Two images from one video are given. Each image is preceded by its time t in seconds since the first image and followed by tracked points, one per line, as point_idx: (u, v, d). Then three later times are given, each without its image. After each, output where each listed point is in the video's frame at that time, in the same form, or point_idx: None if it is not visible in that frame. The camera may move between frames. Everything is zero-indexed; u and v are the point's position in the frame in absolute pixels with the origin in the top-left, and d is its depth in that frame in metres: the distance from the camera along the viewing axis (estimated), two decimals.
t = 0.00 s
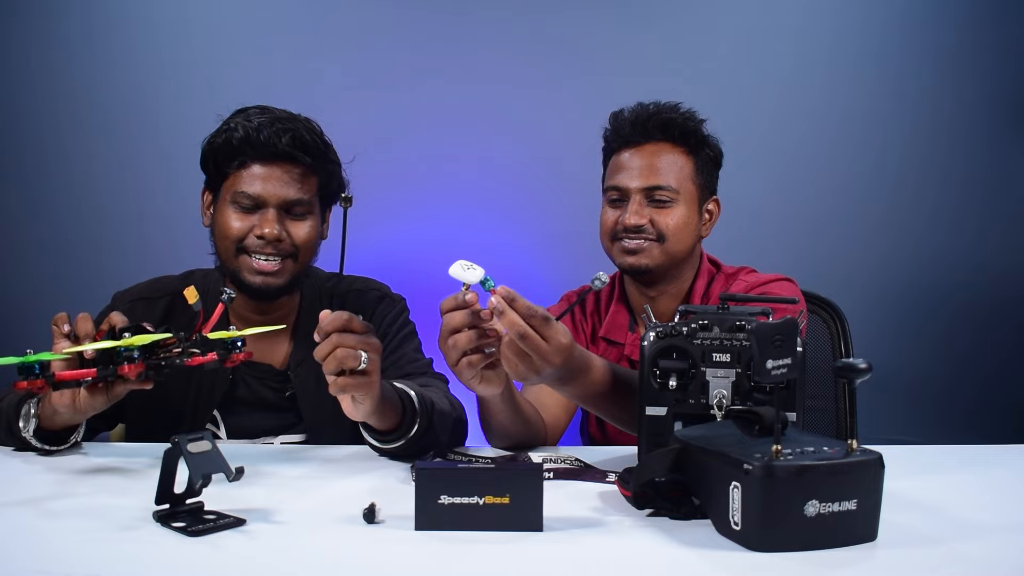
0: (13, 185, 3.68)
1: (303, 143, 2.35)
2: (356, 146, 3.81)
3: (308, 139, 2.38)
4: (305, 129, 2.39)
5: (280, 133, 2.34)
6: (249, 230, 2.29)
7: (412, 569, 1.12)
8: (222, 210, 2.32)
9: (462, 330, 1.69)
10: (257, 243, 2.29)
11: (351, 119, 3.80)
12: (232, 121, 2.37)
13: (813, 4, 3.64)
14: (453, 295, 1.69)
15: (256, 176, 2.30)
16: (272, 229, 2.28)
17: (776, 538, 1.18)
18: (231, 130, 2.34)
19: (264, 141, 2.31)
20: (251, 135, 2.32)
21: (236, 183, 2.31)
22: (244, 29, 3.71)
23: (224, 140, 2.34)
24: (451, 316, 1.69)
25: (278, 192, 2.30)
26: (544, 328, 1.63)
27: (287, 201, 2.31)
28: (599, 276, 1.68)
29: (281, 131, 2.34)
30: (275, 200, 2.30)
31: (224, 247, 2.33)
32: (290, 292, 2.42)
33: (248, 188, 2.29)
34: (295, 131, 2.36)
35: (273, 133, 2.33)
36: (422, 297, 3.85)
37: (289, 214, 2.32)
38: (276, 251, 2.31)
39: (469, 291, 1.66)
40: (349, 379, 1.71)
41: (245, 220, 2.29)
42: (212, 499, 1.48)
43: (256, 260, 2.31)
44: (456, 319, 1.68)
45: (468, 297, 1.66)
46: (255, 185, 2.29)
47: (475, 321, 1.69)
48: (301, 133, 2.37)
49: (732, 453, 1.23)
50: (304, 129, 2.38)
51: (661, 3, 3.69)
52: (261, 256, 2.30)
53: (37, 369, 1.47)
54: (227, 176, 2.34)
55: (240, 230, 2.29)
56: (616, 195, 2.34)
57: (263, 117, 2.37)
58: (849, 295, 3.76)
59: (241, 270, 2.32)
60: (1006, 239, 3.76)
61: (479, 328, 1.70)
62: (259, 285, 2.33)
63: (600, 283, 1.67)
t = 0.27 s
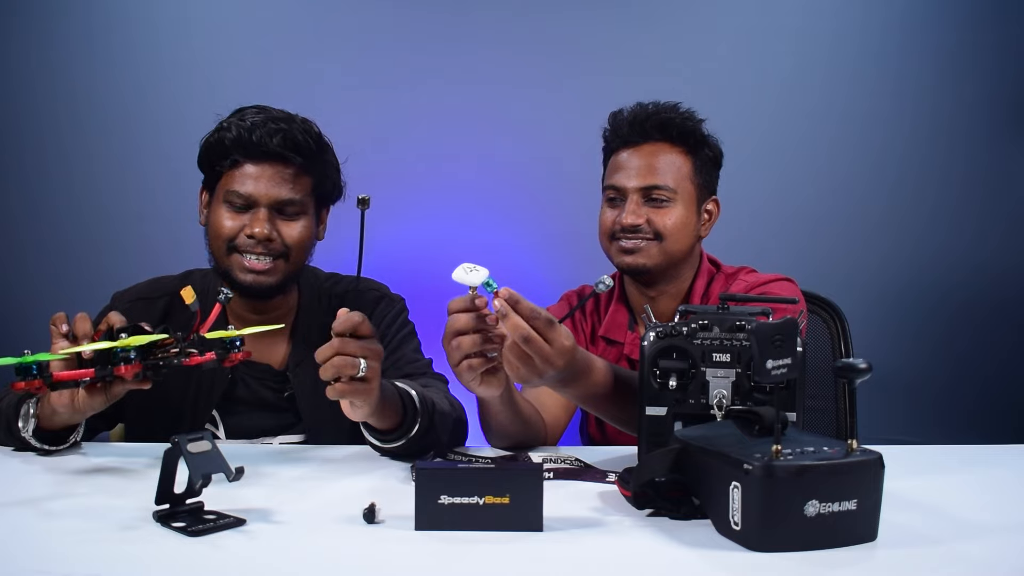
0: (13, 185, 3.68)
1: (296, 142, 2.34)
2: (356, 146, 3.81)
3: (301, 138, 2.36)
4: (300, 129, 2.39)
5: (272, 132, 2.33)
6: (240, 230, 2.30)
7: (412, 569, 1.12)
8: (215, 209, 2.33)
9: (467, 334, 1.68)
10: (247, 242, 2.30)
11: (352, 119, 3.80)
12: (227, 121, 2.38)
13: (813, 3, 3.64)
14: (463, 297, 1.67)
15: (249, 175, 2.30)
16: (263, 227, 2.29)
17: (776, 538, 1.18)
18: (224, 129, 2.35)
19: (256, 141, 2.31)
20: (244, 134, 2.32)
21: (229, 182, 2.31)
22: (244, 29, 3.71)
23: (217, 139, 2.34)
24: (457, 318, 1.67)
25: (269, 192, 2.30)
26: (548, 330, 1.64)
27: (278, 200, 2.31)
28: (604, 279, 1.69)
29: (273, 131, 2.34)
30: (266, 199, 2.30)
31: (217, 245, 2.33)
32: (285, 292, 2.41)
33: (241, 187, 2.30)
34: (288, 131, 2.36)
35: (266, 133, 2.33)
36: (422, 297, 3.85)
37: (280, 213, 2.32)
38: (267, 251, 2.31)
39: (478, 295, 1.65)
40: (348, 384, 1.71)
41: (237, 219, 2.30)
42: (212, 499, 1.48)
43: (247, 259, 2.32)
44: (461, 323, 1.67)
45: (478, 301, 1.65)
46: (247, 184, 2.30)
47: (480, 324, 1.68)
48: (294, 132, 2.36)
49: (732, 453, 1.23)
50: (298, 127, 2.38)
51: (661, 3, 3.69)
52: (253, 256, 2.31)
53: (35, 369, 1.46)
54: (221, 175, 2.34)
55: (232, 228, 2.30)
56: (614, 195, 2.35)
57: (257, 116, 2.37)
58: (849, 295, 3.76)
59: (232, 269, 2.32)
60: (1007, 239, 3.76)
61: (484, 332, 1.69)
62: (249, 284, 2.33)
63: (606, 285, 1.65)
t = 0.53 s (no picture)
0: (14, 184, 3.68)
1: (291, 133, 2.35)
2: (356, 146, 3.82)
3: (296, 128, 2.37)
4: (295, 121, 2.39)
5: (268, 124, 2.34)
6: (240, 222, 2.30)
7: (412, 569, 1.12)
8: (214, 203, 2.33)
9: (466, 334, 1.69)
10: (248, 234, 2.29)
11: (352, 119, 3.81)
12: (222, 116, 2.38)
13: (813, 3, 3.64)
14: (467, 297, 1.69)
15: (246, 167, 2.31)
16: (262, 217, 2.29)
17: (776, 538, 1.18)
18: (220, 124, 2.35)
19: (252, 133, 2.31)
20: (240, 127, 2.33)
21: (227, 176, 2.32)
22: (244, 29, 3.71)
23: (214, 134, 2.35)
24: (460, 317, 1.68)
25: (267, 183, 2.31)
26: (548, 330, 1.64)
27: (276, 191, 2.31)
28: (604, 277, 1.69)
29: (269, 122, 2.34)
30: (264, 190, 2.30)
31: (217, 239, 2.33)
32: (286, 284, 2.41)
33: (238, 180, 2.30)
34: (284, 122, 2.36)
35: (261, 125, 2.34)
36: (421, 297, 3.85)
37: (279, 204, 2.32)
38: (267, 241, 2.31)
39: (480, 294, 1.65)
40: (352, 408, 1.65)
41: (236, 211, 2.30)
42: (212, 498, 1.48)
43: (248, 251, 2.32)
44: (462, 322, 1.68)
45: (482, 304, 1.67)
46: (245, 176, 2.30)
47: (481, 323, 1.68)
48: (289, 123, 2.37)
49: (732, 453, 1.23)
50: (293, 119, 2.39)
51: (661, 3, 3.69)
52: (253, 248, 2.30)
53: (41, 370, 1.47)
54: (218, 170, 2.35)
55: (231, 221, 2.30)
56: (613, 195, 2.35)
57: (252, 110, 2.38)
58: (849, 295, 3.76)
59: (234, 262, 2.32)
60: (1007, 239, 3.75)
61: (486, 332, 1.69)
62: (252, 276, 2.32)
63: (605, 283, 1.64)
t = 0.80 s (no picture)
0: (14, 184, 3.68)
1: (289, 131, 2.36)
2: (356, 146, 3.82)
3: (294, 127, 2.38)
4: (292, 120, 2.41)
5: (266, 124, 2.35)
6: (241, 222, 2.29)
7: (412, 569, 1.12)
8: (215, 206, 2.33)
9: (465, 333, 1.70)
10: (250, 234, 2.28)
11: (352, 119, 3.81)
12: (219, 119, 2.39)
13: (813, 3, 3.64)
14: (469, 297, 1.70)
15: (245, 167, 2.31)
16: (263, 216, 2.28)
17: (776, 538, 1.18)
18: (218, 127, 2.36)
19: (250, 132, 2.33)
20: (238, 128, 2.34)
21: (226, 177, 2.32)
22: (244, 29, 3.71)
23: (212, 137, 2.35)
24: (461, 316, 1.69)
25: (267, 181, 2.31)
26: (547, 341, 1.61)
27: (276, 189, 2.31)
28: (600, 287, 1.54)
29: (265, 122, 2.35)
30: (264, 189, 2.30)
31: (220, 242, 2.32)
32: (289, 283, 2.40)
33: (237, 180, 2.30)
34: (280, 121, 2.38)
35: (259, 125, 2.35)
36: (421, 297, 3.85)
37: (279, 203, 2.32)
38: (269, 241, 2.30)
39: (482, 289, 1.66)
40: (341, 360, 1.73)
41: (237, 212, 2.30)
42: (212, 498, 1.48)
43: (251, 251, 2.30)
44: (462, 321, 1.69)
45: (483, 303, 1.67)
46: (244, 176, 2.30)
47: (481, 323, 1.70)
48: (286, 122, 2.38)
49: (732, 453, 1.23)
50: (289, 119, 2.40)
51: (660, 3, 3.69)
52: (255, 247, 2.29)
53: (40, 367, 1.48)
54: (217, 172, 2.35)
55: (233, 222, 2.29)
56: (611, 196, 2.34)
57: (249, 112, 2.39)
58: (849, 295, 3.76)
59: (238, 263, 2.31)
60: (1007, 239, 3.75)
61: (486, 333, 1.71)
62: (258, 276, 2.31)
63: (603, 295, 1.52)
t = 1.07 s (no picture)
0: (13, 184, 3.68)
1: (295, 133, 2.36)
2: (356, 146, 3.82)
3: (299, 129, 2.38)
4: (298, 122, 2.41)
5: (272, 126, 2.34)
6: (245, 224, 2.30)
7: (412, 569, 1.12)
8: (218, 207, 2.33)
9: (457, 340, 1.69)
10: (253, 236, 2.29)
11: (352, 119, 3.80)
12: (224, 119, 2.39)
13: (813, 3, 3.64)
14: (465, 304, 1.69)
15: (250, 169, 2.31)
16: (267, 219, 2.28)
17: (776, 538, 1.18)
18: (223, 127, 2.36)
19: (255, 134, 2.32)
20: (243, 129, 2.33)
21: (230, 178, 2.32)
22: (244, 28, 3.71)
23: (217, 137, 2.35)
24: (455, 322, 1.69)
25: (271, 184, 2.31)
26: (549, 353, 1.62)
27: (280, 192, 2.31)
28: (601, 299, 1.44)
29: (271, 123, 2.35)
30: (269, 191, 2.30)
31: (222, 243, 2.32)
32: (290, 285, 2.40)
33: (242, 181, 2.30)
34: (286, 123, 2.37)
35: (264, 127, 2.34)
36: (421, 297, 3.85)
37: (283, 205, 2.32)
38: (272, 243, 2.30)
39: (475, 297, 1.64)
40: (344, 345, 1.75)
41: (241, 214, 2.30)
42: (212, 498, 1.48)
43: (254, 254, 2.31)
44: (456, 329, 1.68)
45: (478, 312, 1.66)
46: (248, 178, 2.31)
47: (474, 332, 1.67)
48: (291, 124, 2.38)
49: (732, 453, 1.22)
50: (295, 120, 2.40)
51: (660, 3, 3.69)
52: (258, 248, 2.29)
53: (40, 366, 1.48)
54: (221, 173, 2.35)
55: (236, 224, 2.30)
56: (610, 197, 2.34)
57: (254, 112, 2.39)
58: (849, 295, 3.76)
59: (240, 265, 2.31)
60: (1007, 239, 3.75)
61: (479, 342, 1.68)
62: (259, 279, 2.32)
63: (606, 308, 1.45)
